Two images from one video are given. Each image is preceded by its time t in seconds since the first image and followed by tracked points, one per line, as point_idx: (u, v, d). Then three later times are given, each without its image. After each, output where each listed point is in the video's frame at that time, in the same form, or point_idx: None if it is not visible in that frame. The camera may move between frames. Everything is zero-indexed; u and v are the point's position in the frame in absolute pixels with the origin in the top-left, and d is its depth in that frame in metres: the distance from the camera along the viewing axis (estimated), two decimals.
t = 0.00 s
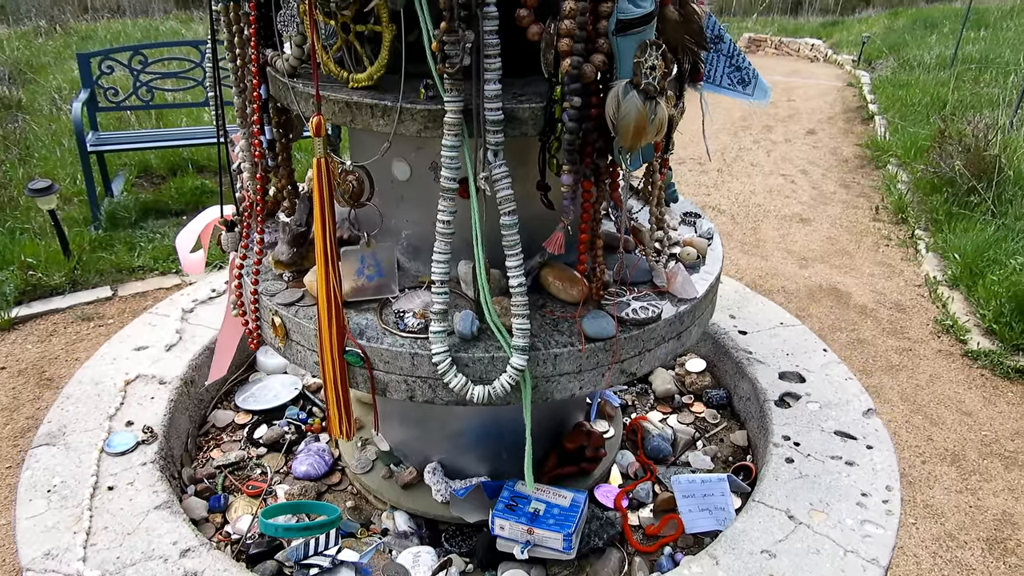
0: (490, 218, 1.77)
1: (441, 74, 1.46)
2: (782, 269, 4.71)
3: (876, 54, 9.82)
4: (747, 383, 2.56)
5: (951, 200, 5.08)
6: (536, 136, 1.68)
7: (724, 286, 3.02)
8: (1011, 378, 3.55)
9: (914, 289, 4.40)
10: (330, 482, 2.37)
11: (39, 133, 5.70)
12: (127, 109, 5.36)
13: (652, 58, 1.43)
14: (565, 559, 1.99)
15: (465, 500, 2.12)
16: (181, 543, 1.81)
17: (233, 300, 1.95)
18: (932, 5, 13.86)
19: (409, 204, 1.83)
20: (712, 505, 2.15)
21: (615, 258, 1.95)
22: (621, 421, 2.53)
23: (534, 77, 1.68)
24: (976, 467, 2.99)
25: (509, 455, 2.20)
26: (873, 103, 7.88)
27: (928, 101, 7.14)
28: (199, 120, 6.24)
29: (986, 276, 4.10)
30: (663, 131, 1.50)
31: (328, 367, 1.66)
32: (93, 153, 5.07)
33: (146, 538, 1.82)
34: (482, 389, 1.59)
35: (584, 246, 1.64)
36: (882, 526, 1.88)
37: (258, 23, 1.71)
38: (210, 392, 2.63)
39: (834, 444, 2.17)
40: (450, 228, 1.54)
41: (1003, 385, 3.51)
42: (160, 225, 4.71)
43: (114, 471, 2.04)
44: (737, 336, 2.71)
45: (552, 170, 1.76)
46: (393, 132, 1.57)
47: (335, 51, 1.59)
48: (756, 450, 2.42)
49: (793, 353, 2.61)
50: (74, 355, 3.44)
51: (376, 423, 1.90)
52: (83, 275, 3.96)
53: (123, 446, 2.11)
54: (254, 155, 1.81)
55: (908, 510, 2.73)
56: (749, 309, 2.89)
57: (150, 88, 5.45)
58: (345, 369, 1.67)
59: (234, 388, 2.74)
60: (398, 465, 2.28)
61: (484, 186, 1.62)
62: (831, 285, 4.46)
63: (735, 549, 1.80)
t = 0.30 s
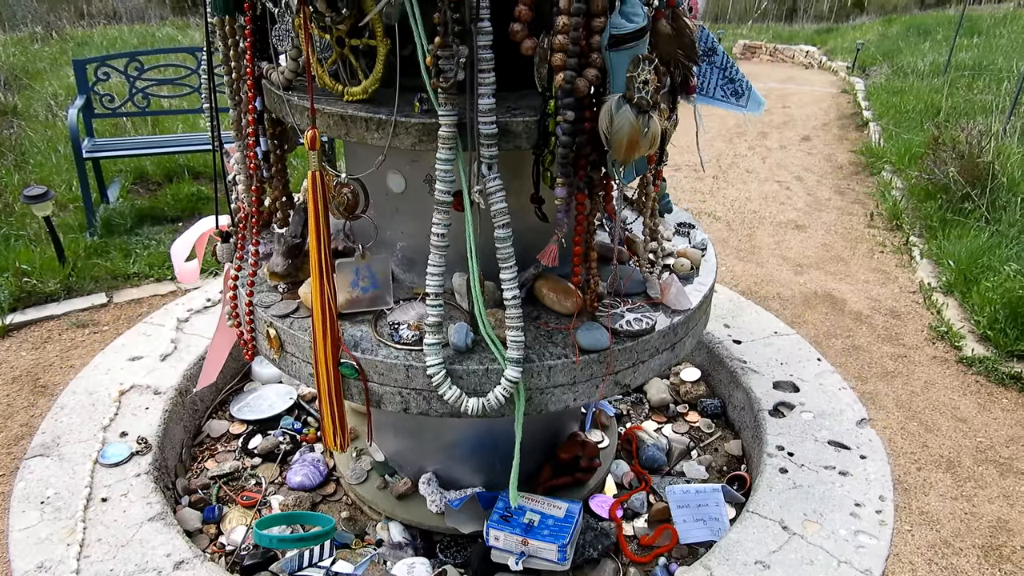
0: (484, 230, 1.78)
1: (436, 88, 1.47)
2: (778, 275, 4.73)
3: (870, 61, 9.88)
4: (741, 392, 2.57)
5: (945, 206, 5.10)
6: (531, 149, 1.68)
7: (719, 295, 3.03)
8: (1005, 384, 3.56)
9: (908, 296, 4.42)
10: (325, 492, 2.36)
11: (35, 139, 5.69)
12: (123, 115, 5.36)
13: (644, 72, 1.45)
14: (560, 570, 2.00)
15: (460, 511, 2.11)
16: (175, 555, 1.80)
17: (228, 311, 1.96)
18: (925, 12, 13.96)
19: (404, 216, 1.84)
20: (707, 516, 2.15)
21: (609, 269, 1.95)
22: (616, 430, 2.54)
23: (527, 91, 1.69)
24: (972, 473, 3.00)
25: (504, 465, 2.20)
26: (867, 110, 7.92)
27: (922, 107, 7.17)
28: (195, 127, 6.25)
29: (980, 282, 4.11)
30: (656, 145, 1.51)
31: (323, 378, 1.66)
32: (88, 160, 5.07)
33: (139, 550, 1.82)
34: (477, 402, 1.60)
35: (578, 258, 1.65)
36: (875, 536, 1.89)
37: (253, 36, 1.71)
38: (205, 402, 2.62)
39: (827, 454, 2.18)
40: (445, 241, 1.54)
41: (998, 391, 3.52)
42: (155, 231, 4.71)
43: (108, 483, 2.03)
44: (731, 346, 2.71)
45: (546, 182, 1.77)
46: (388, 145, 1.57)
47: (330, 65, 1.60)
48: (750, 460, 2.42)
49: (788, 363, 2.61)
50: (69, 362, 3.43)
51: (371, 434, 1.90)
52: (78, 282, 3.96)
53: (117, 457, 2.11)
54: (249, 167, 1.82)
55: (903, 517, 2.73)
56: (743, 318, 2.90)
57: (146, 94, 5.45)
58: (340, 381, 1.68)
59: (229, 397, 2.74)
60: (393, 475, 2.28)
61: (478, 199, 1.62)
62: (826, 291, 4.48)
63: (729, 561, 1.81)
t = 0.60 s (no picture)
0: (477, 244, 1.79)
1: (428, 105, 1.48)
2: (774, 281, 4.74)
3: (864, 67, 9.94)
4: (736, 402, 2.58)
5: (940, 210, 5.12)
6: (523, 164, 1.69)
7: (713, 304, 3.05)
8: (1001, 389, 3.57)
9: (904, 300, 4.43)
10: (320, 506, 2.36)
11: (30, 149, 5.70)
12: (119, 125, 5.36)
13: (635, 88, 1.48)
14: None
15: (456, 524, 2.11)
16: (170, 572, 1.80)
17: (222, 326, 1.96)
18: (917, 17, 14.07)
19: (398, 230, 1.85)
20: (702, 527, 2.16)
21: (602, 282, 1.96)
22: (611, 441, 2.54)
23: (519, 106, 1.70)
24: (969, 478, 3.01)
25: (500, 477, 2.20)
26: (861, 115, 7.96)
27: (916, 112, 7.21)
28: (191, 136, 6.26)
29: (975, 287, 4.13)
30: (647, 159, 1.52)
31: (317, 394, 1.66)
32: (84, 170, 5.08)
33: (134, 566, 1.82)
34: (471, 416, 1.60)
35: (571, 271, 1.66)
36: (870, 546, 1.89)
37: (247, 53, 1.72)
38: (200, 416, 2.62)
39: (822, 464, 2.18)
40: (438, 256, 1.55)
41: (994, 396, 3.53)
42: (151, 241, 4.71)
43: (103, 498, 2.03)
44: (726, 355, 2.72)
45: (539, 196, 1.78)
46: (381, 161, 1.58)
47: (323, 82, 1.61)
48: (745, 469, 2.43)
49: (782, 372, 2.62)
50: (64, 373, 3.42)
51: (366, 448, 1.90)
52: (74, 292, 3.95)
53: (112, 473, 2.10)
54: (243, 183, 1.82)
55: (901, 522, 2.73)
56: (738, 328, 2.91)
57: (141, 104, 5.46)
58: (334, 396, 1.68)
59: (224, 410, 2.74)
60: (389, 488, 2.28)
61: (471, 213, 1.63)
62: (822, 297, 4.49)
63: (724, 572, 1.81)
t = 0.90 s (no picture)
0: (476, 260, 1.80)
1: (427, 124, 1.49)
2: (771, 290, 4.75)
3: (860, 76, 10.00)
4: (734, 415, 2.59)
5: (936, 219, 5.14)
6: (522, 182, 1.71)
7: (710, 317, 3.06)
8: (999, 398, 3.58)
9: (901, 309, 4.45)
10: (319, 520, 2.36)
11: (29, 159, 5.71)
12: (118, 134, 5.38)
13: (630, 108, 1.50)
14: None
15: (455, 539, 2.11)
16: None
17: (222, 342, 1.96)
18: (912, 27, 14.16)
19: (397, 246, 1.86)
20: (701, 541, 2.16)
21: (600, 297, 1.97)
22: (610, 454, 2.54)
23: (517, 124, 1.72)
24: (967, 487, 3.01)
25: (498, 492, 2.20)
26: (858, 124, 8.00)
27: (912, 120, 7.25)
28: (190, 146, 6.28)
29: (972, 295, 4.14)
30: (644, 178, 1.54)
31: (317, 410, 1.67)
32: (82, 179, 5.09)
33: None
34: (470, 433, 1.61)
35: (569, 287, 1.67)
36: (868, 560, 1.90)
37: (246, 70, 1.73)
38: (199, 429, 2.63)
39: (820, 478, 2.19)
40: (437, 273, 1.56)
41: (992, 405, 3.54)
42: (149, 250, 4.72)
43: (101, 514, 2.03)
44: (724, 368, 2.73)
45: (536, 213, 1.80)
46: (380, 179, 1.59)
47: (323, 100, 1.62)
48: (743, 483, 2.44)
49: (779, 385, 2.63)
50: (61, 383, 3.42)
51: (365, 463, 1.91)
52: (72, 302, 3.95)
53: (111, 488, 2.11)
54: (243, 200, 1.83)
55: (900, 533, 2.74)
56: (736, 340, 2.92)
57: (140, 114, 5.47)
58: (334, 412, 1.69)
59: (223, 424, 2.74)
60: (387, 502, 2.28)
61: (470, 230, 1.64)
62: (820, 306, 4.50)
63: None
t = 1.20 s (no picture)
0: (473, 279, 1.81)
1: (425, 146, 1.50)
2: (768, 301, 4.77)
3: (856, 88, 10.06)
4: (731, 431, 2.59)
5: (933, 230, 5.16)
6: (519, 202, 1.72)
7: (707, 332, 3.07)
8: (997, 409, 3.58)
9: (898, 321, 4.46)
10: (317, 537, 2.36)
11: (27, 170, 5.72)
12: (117, 146, 5.39)
13: (628, 130, 1.50)
14: None
15: (452, 556, 2.11)
16: None
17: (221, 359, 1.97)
18: (907, 39, 14.27)
19: (396, 264, 1.87)
20: (699, 557, 2.14)
21: (598, 314, 1.99)
22: (608, 470, 2.55)
23: (515, 144, 1.74)
24: (966, 499, 3.01)
25: (496, 509, 2.21)
26: (854, 135, 8.05)
27: (908, 132, 7.29)
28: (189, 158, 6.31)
29: (968, 307, 4.15)
30: (640, 200, 1.55)
31: (315, 429, 1.67)
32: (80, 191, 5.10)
33: None
34: (468, 452, 1.62)
35: (567, 306, 1.68)
36: None
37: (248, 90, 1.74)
38: (197, 445, 2.63)
39: (817, 494, 2.19)
40: (435, 293, 1.57)
41: (989, 416, 3.55)
42: (148, 262, 4.72)
43: (99, 532, 2.03)
44: (721, 383, 2.74)
45: (534, 232, 1.81)
46: (379, 199, 1.60)
47: (323, 121, 1.64)
48: (741, 499, 2.44)
49: (776, 401, 2.64)
50: (58, 396, 3.41)
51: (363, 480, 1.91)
52: (69, 314, 3.96)
53: (108, 506, 2.11)
54: (243, 219, 1.84)
55: (899, 545, 2.74)
56: (732, 355, 2.93)
57: (139, 125, 5.49)
58: (332, 431, 1.69)
59: (221, 440, 2.74)
60: (385, 519, 2.28)
61: (468, 249, 1.65)
62: (817, 317, 4.52)
63: None
